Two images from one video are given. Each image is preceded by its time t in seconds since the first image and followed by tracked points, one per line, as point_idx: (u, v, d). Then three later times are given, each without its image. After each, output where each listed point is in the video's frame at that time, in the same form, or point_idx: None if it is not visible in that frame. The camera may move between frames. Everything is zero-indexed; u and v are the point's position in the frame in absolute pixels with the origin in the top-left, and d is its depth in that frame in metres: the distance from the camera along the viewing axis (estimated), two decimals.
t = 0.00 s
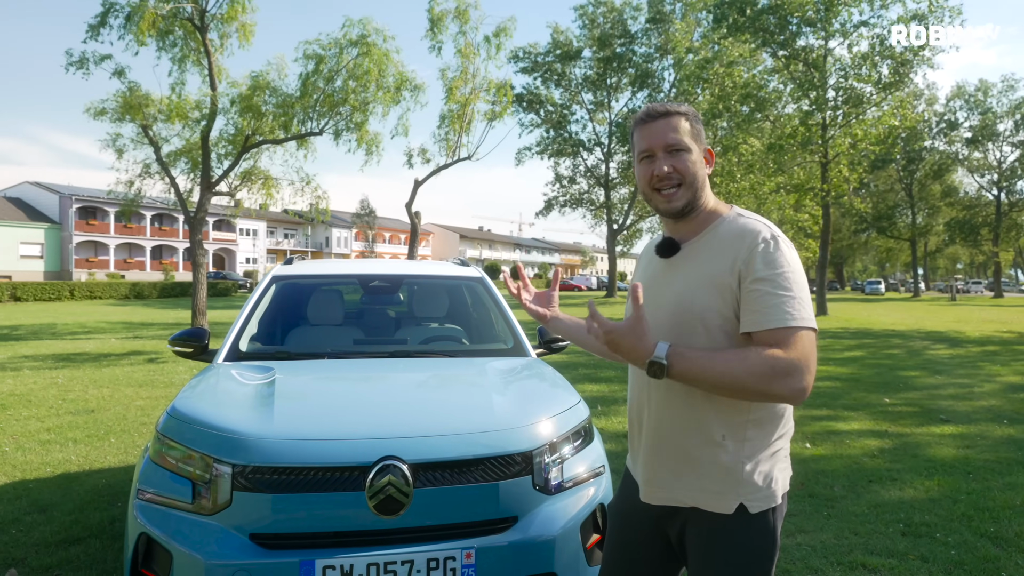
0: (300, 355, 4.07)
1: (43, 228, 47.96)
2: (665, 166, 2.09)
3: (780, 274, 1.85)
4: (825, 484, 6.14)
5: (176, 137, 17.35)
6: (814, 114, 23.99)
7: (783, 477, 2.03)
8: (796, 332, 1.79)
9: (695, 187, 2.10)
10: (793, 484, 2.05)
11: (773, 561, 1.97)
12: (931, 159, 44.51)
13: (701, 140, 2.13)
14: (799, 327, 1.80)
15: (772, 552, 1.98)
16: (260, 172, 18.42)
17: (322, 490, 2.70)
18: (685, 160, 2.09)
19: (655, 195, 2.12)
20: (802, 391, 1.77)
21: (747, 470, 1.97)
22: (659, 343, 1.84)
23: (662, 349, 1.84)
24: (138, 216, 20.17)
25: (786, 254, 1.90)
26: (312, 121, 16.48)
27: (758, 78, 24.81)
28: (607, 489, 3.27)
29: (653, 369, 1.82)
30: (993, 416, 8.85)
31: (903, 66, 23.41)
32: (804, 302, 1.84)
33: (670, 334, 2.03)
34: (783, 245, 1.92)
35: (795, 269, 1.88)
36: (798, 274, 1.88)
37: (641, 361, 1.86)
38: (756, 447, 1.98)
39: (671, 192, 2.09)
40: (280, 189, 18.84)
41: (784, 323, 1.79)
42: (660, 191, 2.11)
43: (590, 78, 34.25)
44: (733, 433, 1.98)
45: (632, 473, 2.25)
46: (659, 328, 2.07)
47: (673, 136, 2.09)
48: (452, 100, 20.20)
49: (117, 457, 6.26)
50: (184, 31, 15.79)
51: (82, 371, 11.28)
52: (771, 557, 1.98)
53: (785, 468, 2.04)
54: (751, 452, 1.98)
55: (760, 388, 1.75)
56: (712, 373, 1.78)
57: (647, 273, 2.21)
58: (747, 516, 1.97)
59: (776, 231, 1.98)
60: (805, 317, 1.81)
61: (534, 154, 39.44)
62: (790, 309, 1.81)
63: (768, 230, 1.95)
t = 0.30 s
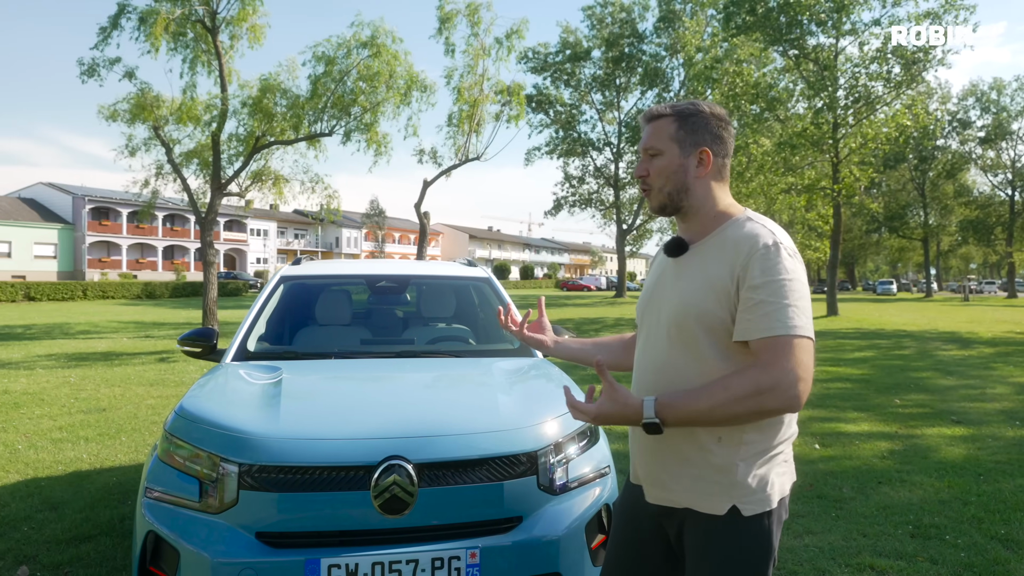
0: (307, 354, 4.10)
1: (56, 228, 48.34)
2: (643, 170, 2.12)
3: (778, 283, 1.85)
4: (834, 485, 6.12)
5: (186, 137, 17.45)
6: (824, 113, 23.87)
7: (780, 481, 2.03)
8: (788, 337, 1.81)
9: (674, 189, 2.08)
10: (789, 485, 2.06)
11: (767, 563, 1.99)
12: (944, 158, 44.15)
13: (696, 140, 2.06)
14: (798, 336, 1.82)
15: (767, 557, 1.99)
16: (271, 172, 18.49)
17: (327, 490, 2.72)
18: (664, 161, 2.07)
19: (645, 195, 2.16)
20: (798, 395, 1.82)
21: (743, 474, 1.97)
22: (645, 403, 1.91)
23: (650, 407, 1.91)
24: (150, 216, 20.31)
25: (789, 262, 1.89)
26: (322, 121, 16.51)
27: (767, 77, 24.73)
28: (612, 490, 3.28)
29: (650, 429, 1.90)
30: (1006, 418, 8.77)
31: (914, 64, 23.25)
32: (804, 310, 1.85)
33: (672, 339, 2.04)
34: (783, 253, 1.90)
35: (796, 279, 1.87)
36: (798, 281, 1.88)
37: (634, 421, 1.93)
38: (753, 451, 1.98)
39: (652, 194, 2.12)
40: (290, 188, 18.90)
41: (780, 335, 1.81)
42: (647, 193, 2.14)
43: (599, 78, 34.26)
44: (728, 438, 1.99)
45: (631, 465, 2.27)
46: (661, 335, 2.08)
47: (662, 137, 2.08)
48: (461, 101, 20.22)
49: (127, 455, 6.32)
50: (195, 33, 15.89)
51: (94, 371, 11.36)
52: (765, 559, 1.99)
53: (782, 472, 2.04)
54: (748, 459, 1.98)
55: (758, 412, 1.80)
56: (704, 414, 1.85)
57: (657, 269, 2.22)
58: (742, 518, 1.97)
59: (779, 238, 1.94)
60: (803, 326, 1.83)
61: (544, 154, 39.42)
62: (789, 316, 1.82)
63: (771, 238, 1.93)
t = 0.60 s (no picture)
0: (311, 354, 4.11)
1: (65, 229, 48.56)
2: (646, 184, 2.06)
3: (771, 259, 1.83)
4: (839, 486, 6.10)
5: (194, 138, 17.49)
6: (832, 112, 23.80)
7: (775, 483, 2.01)
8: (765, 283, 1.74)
9: (678, 202, 2.05)
10: (786, 487, 2.04)
11: (762, 564, 1.99)
12: (952, 158, 43.92)
13: (699, 150, 2.02)
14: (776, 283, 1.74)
15: (761, 557, 1.99)
16: (278, 172, 18.54)
17: (329, 490, 2.73)
18: (667, 175, 2.03)
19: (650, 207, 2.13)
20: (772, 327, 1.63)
21: (738, 473, 1.96)
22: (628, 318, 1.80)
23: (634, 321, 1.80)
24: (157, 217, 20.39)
25: (784, 248, 1.87)
26: (328, 121, 16.54)
27: (775, 76, 24.62)
28: (613, 491, 3.26)
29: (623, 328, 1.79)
30: (1013, 419, 8.73)
31: (922, 62, 23.15)
32: (792, 272, 1.80)
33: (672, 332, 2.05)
34: (780, 242, 1.89)
35: (791, 261, 1.85)
36: (792, 261, 1.85)
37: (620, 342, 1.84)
38: (748, 450, 1.96)
39: (659, 207, 2.09)
40: (298, 188, 18.93)
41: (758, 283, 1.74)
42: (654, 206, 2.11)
43: (605, 78, 34.22)
44: (723, 436, 1.97)
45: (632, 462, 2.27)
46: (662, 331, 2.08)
47: (661, 149, 2.03)
48: (466, 101, 20.22)
49: (134, 454, 6.34)
50: (202, 34, 15.94)
51: (102, 370, 11.41)
52: (761, 561, 1.99)
53: (778, 475, 2.02)
54: (742, 455, 1.96)
55: (733, 344, 1.62)
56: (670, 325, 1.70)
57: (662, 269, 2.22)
58: (736, 520, 1.97)
59: (778, 229, 1.94)
60: (784, 277, 1.75)
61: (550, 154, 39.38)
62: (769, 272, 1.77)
63: (772, 231, 1.92)
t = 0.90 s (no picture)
0: (312, 355, 4.11)
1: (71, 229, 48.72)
2: (619, 207, 2.06)
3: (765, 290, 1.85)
4: (842, 487, 6.08)
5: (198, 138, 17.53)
6: (836, 112, 23.73)
7: (775, 483, 2.01)
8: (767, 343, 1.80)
9: (654, 219, 2.04)
10: (786, 486, 2.04)
11: (764, 565, 1.99)
12: (958, 157, 43.73)
13: (661, 163, 2.01)
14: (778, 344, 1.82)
15: (762, 559, 1.99)
16: (282, 173, 18.57)
17: (329, 490, 2.73)
18: (637, 195, 2.03)
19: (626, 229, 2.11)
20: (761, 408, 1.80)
21: (740, 480, 1.96)
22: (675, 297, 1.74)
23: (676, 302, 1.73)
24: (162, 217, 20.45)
25: (774, 265, 1.89)
26: (332, 121, 16.57)
27: (778, 76, 24.54)
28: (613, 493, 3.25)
29: (662, 319, 1.72)
30: (1018, 420, 8.69)
31: (927, 61, 23.05)
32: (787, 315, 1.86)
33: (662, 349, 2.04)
34: (766, 258, 1.89)
35: (782, 285, 1.87)
36: (784, 290, 1.88)
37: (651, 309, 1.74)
38: (746, 454, 1.96)
39: (637, 225, 2.07)
40: (302, 187, 18.95)
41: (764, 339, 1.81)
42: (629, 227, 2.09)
43: (609, 78, 34.18)
44: (722, 446, 1.97)
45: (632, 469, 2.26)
46: (652, 342, 2.08)
47: (625, 171, 2.03)
48: (469, 101, 20.22)
49: (138, 455, 6.36)
50: (205, 35, 15.97)
51: (107, 370, 11.43)
52: (762, 562, 1.99)
53: (777, 474, 2.02)
54: (743, 462, 1.96)
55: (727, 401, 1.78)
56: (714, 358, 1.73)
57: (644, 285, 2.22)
58: (740, 523, 1.97)
59: (763, 243, 1.92)
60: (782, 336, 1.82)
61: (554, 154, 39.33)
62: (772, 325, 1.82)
63: (757, 242, 1.92)
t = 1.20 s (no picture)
0: (311, 356, 4.10)
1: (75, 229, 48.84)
2: (614, 194, 2.04)
3: (753, 284, 1.85)
4: (843, 489, 6.06)
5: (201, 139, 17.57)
6: (839, 112, 23.69)
7: (756, 483, 2.00)
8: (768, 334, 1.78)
9: (648, 209, 2.03)
10: (767, 487, 2.03)
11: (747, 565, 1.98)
12: (961, 157, 43.62)
13: (659, 155, 2.01)
14: (776, 331, 1.78)
15: (746, 559, 1.98)
16: (284, 173, 18.61)
17: (326, 492, 2.73)
18: (635, 182, 2.01)
19: (615, 218, 2.08)
20: (792, 391, 1.73)
21: (725, 480, 1.95)
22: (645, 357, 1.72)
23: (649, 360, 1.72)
24: (165, 218, 20.52)
25: (759, 263, 1.90)
26: (334, 122, 16.60)
27: (780, 75, 24.48)
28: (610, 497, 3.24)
29: (641, 382, 1.71)
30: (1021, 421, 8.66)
31: (930, 60, 23.00)
32: (780, 307, 1.84)
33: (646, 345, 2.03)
34: (752, 256, 1.90)
35: (769, 280, 1.88)
36: (772, 284, 1.88)
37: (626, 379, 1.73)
38: (730, 454, 1.96)
39: (627, 215, 2.05)
40: (304, 188, 19.00)
41: (756, 331, 1.78)
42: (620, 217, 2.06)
43: (612, 79, 34.16)
44: (707, 445, 1.96)
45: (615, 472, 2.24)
46: (638, 342, 2.06)
47: (625, 158, 2.01)
48: (471, 101, 20.22)
49: (139, 455, 6.37)
50: (206, 35, 16.01)
51: (109, 371, 11.45)
52: (744, 563, 1.98)
53: (760, 474, 2.02)
54: (727, 462, 1.96)
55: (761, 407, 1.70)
56: (702, 382, 1.70)
57: (625, 279, 2.21)
58: (726, 525, 1.96)
59: (748, 241, 1.94)
60: (780, 322, 1.80)
61: (557, 154, 39.31)
62: (766, 315, 1.80)
63: (741, 241, 1.93)
